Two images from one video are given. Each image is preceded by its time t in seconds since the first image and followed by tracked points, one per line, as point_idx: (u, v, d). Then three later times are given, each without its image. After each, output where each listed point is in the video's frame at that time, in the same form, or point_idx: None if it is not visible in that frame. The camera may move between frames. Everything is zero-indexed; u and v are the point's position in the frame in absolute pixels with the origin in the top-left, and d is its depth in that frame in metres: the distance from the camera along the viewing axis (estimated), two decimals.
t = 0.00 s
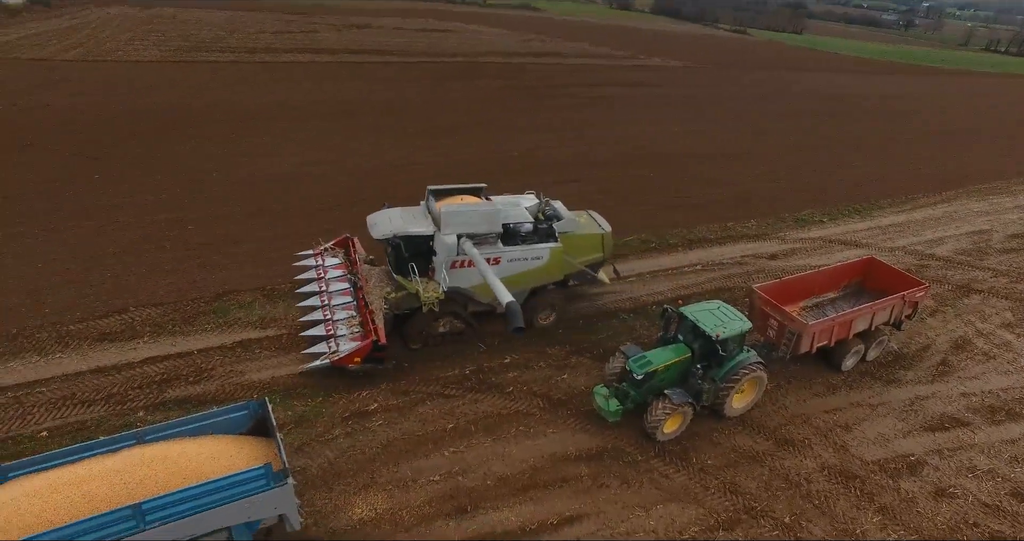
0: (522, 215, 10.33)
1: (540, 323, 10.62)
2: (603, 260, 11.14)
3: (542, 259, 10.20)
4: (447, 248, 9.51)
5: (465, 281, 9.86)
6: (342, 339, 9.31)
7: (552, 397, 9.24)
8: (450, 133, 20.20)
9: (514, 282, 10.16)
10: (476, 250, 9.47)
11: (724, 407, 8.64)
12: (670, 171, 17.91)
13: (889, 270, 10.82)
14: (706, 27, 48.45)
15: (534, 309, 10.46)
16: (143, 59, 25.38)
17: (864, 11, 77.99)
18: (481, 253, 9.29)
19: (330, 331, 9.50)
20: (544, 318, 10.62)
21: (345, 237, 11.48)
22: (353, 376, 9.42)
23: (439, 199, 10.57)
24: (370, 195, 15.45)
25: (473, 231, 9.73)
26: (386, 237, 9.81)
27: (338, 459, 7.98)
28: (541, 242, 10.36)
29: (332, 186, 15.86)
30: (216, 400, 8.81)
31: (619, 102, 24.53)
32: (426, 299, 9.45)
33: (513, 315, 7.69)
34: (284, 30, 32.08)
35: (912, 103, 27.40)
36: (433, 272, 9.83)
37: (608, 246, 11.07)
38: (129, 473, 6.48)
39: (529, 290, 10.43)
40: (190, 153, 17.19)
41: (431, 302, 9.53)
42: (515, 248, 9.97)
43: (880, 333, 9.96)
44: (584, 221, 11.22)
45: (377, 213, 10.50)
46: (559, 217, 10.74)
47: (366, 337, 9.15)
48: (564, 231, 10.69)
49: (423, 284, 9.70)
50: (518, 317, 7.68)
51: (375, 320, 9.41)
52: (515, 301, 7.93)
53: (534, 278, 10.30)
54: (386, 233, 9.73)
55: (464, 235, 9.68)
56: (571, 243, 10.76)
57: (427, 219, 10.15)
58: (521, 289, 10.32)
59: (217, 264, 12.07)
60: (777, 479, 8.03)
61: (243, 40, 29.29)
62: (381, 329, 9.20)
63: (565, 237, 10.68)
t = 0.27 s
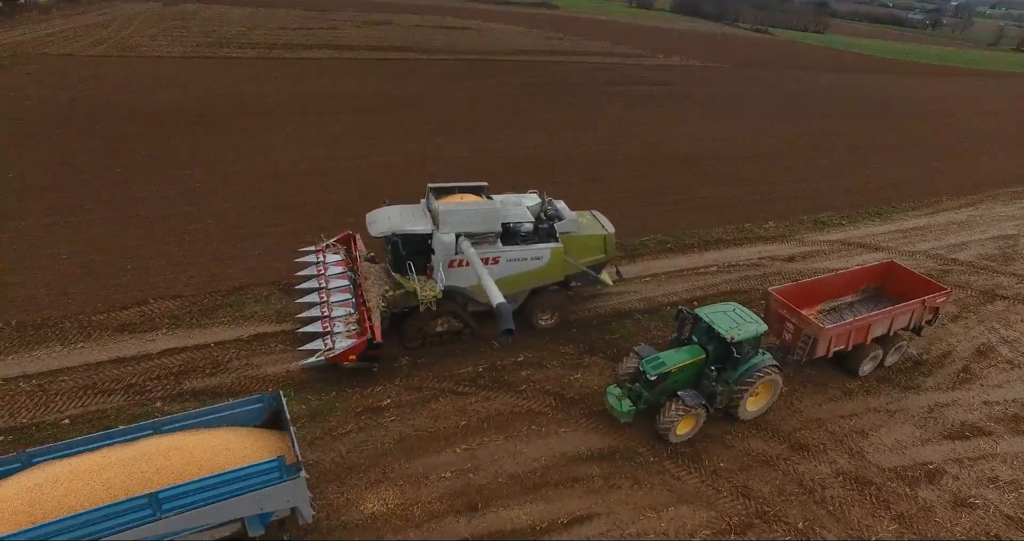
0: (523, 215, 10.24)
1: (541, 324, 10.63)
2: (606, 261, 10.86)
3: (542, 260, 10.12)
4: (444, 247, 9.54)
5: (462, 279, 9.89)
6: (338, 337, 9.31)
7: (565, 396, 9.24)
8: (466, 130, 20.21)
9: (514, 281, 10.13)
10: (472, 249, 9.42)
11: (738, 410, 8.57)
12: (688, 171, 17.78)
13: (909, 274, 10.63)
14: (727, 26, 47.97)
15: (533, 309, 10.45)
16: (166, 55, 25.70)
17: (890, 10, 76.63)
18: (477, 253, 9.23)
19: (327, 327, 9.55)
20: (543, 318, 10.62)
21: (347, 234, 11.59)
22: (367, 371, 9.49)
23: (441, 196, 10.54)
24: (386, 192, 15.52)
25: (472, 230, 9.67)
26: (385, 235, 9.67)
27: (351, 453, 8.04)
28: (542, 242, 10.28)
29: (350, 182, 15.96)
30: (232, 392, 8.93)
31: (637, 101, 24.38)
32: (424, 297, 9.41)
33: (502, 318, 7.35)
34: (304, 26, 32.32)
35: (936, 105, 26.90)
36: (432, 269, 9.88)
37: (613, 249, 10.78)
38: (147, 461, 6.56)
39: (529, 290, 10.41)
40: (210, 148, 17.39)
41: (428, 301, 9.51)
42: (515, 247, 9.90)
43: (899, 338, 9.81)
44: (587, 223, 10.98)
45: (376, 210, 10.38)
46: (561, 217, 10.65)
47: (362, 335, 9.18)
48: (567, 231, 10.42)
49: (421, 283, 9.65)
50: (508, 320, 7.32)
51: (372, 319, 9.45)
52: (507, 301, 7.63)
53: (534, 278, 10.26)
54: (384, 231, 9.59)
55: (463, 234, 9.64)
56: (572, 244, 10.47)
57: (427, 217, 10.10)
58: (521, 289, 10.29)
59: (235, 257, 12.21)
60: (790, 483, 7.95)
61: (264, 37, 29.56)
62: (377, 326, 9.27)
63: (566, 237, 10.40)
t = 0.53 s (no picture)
0: (524, 214, 10.13)
1: (542, 324, 10.59)
2: (609, 262, 10.67)
3: (542, 260, 10.06)
4: (443, 245, 9.46)
5: (461, 277, 9.85)
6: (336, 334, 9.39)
7: (578, 395, 9.22)
8: (484, 128, 20.22)
9: (514, 281, 10.09)
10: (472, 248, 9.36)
11: (753, 413, 8.50)
12: (707, 171, 17.63)
13: (931, 279, 10.44)
14: (748, 25, 47.45)
15: (533, 309, 10.42)
16: (189, 51, 26.04)
17: (917, 9, 75.25)
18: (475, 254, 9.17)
19: (324, 325, 9.72)
20: (544, 317, 10.56)
21: (349, 231, 11.67)
22: (381, 368, 9.55)
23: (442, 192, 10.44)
24: (403, 189, 15.58)
25: (472, 228, 9.56)
26: (383, 233, 9.71)
27: (364, 448, 8.11)
28: (542, 242, 10.24)
29: (367, 178, 16.06)
30: (249, 385, 9.05)
31: (656, 100, 24.21)
32: (421, 295, 9.41)
33: (493, 319, 7.54)
34: (325, 23, 32.55)
35: (962, 106, 26.39)
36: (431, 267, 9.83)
37: (615, 249, 10.60)
38: (165, 451, 6.67)
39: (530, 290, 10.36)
40: (231, 143, 17.60)
41: (425, 299, 9.50)
42: (514, 247, 9.84)
43: (920, 344, 9.65)
44: (590, 222, 10.80)
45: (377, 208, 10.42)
46: (563, 217, 10.53)
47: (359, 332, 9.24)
48: (568, 231, 10.29)
49: (419, 282, 9.66)
50: (498, 321, 7.51)
51: (370, 316, 9.49)
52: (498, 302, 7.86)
53: (535, 278, 10.20)
54: (382, 229, 9.61)
55: (462, 233, 9.54)
56: (574, 244, 10.31)
57: (427, 214, 10.05)
58: (521, 289, 10.25)
59: (254, 252, 12.36)
60: (804, 489, 7.87)
61: (285, 34, 29.83)
62: (374, 324, 9.25)
63: (567, 238, 10.25)
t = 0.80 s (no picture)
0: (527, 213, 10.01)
1: (544, 325, 10.47)
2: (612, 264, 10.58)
3: (544, 260, 9.90)
4: (443, 243, 9.39)
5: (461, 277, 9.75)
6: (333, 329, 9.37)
7: (593, 395, 9.19)
8: (503, 126, 20.23)
9: (514, 281, 9.96)
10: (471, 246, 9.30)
11: (770, 418, 8.40)
12: (728, 172, 17.45)
13: (957, 285, 10.22)
14: (774, 24, 46.86)
15: (535, 309, 10.28)
16: (214, 46, 26.39)
17: (948, 8, 73.65)
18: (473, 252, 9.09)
19: (323, 320, 9.63)
20: (546, 318, 10.44)
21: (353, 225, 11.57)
22: (397, 363, 9.61)
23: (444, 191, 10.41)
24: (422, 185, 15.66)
25: (471, 227, 9.51)
26: (383, 230, 9.63)
27: (379, 443, 8.17)
28: (544, 242, 10.07)
29: (387, 174, 16.16)
30: (267, 378, 9.16)
31: (678, 99, 24.02)
32: (420, 293, 9.39)
33: (484, 320, 7.65)
34: (348, 20, 32.77)
35: (994, 108, 25.80)
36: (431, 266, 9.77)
37: (618, 250, 10.51)
38: (185, 439, 6.78)
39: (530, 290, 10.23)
40: (254, 138, 17.82)
41: (424, 297, 9.47)
42: (515, 246, 9.73)
43: (945, 351, 9.46)
44: (593, 222, 10.71)
45: (378, 203, 10.32)
46: (566, 217, 10.39)
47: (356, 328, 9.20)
48: (570, 231, 10.22)
49: (417, 279, 9.61)
50: (489, 322, 7.64)
51: (368, 312, 9.42)
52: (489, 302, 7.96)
53: (536, 279, 10.04)
54: (383, 226, 9.53)
55: (462, 231, 9.49)
56: (577, 245, 10.25)
57: (427, 212, 9.99)
58: (522, 290, 10.11)
59: (274, 245, 12.50)
60: (821, 495, 7.76)
61: (309, 30, 30.10)
62: (371, 321, 9.21)
63: (569, 238, 10.18)
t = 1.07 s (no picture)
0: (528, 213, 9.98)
1: (543, 325, 10.39)
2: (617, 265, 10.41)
3: (545, 260, 9.88)
4: (443, 241, 9.47)
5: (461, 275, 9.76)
6: (332, 324, 9.39)
7: (606, 395, 9.17)
8: (521, 124, 20.22)
9: (515, 280, 9.96)
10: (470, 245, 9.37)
11: (784, 422, 8.33)
12: (747, 173, 17.29)
13: (981, 290, 10.01)
14: (796, 24, 46.29)
15: (536, 309, 10.22)
16: (236, 43, 26.68)
17: (977, 8, 72.16)
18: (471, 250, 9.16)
19: (323, 315, 9.67)
20: (546, 319, 10.39)
21: (357, 222, 11.60)
22: (410, 359, 9.66)
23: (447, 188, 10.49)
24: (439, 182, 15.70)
25: (472, 225, 9.60)
26: (383, 226, 9.84)
27: (391, 438, 8.22)
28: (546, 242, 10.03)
29: (404, 171, 16.23)
30: (283, 371, 9.26)
31: (698, 99, 23.82)
32: (420, 290, 9.48)
33: (476, 319, 7.55)
34: (368, 17, 32.94)
35: None
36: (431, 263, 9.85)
37: (623, 251, 10.31)
38: (201, 430, 6.87)
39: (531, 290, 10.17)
40: (274, 134, 17.99)
41: (424, 294, 9.57)
42: (516, 245, 9.74)
43: (966, 358, 9.30)
44: (598, 223, 10.55)
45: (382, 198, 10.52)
46: (570, 217, 10.50)
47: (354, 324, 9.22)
48: (573, 231, 10.08)
49: (417, 276, 9.72)
50: (480, 321, 7.51)
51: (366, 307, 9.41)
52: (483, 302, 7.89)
53: (537, 278, 10.02)
54: (382, 222, 9.74)
55: (463, 229, 9.57)
56: (580, 245, 10.09)
57: (429, 209, 10.10)
58: (523, 290, 10.09)
59: (292, 240, 12.62)
60: (836, 502, 7.68)
61: (329, 26, 30.31)
62: (369, 316, 9.20)
63: (571, 238, 10.05)
